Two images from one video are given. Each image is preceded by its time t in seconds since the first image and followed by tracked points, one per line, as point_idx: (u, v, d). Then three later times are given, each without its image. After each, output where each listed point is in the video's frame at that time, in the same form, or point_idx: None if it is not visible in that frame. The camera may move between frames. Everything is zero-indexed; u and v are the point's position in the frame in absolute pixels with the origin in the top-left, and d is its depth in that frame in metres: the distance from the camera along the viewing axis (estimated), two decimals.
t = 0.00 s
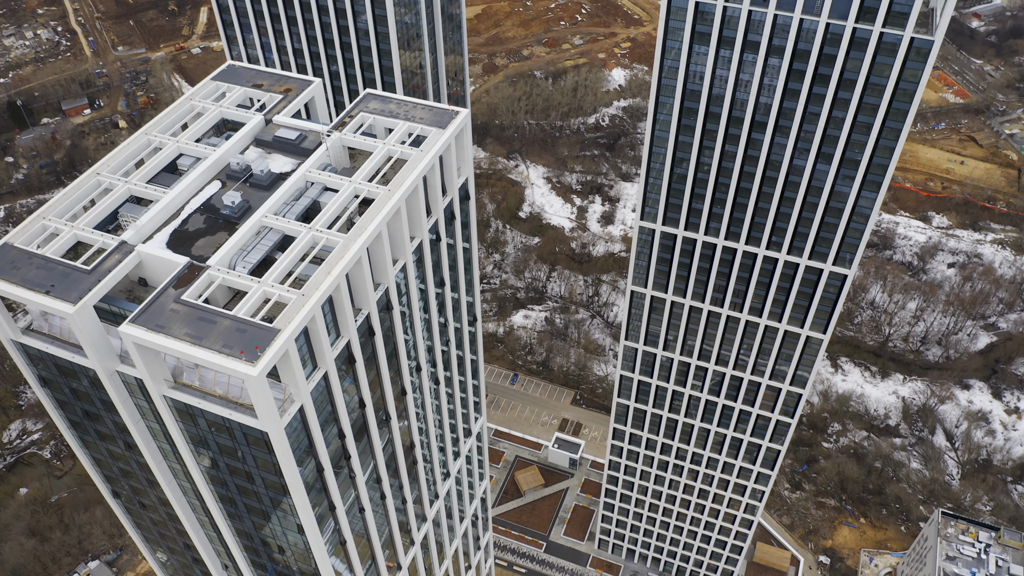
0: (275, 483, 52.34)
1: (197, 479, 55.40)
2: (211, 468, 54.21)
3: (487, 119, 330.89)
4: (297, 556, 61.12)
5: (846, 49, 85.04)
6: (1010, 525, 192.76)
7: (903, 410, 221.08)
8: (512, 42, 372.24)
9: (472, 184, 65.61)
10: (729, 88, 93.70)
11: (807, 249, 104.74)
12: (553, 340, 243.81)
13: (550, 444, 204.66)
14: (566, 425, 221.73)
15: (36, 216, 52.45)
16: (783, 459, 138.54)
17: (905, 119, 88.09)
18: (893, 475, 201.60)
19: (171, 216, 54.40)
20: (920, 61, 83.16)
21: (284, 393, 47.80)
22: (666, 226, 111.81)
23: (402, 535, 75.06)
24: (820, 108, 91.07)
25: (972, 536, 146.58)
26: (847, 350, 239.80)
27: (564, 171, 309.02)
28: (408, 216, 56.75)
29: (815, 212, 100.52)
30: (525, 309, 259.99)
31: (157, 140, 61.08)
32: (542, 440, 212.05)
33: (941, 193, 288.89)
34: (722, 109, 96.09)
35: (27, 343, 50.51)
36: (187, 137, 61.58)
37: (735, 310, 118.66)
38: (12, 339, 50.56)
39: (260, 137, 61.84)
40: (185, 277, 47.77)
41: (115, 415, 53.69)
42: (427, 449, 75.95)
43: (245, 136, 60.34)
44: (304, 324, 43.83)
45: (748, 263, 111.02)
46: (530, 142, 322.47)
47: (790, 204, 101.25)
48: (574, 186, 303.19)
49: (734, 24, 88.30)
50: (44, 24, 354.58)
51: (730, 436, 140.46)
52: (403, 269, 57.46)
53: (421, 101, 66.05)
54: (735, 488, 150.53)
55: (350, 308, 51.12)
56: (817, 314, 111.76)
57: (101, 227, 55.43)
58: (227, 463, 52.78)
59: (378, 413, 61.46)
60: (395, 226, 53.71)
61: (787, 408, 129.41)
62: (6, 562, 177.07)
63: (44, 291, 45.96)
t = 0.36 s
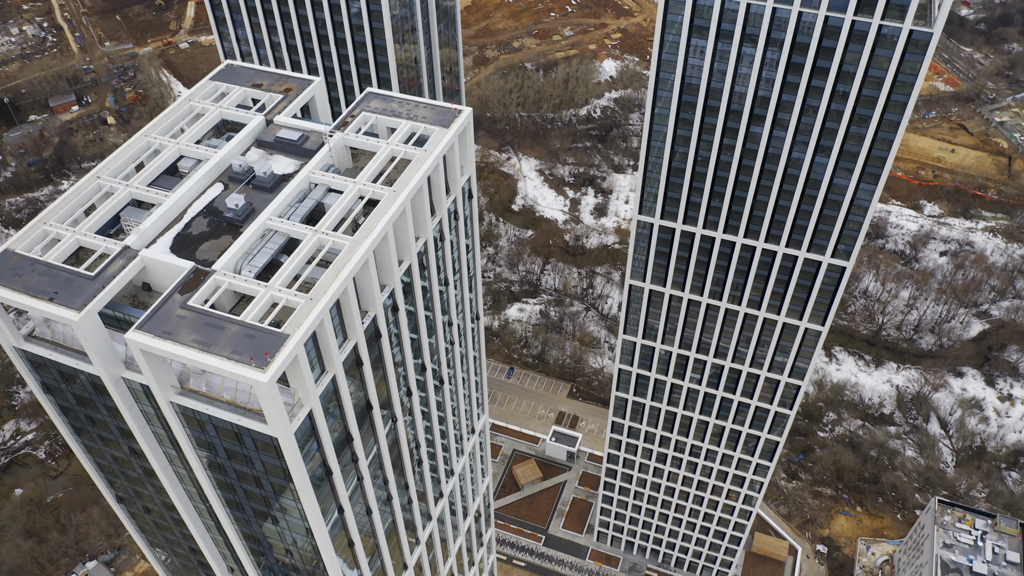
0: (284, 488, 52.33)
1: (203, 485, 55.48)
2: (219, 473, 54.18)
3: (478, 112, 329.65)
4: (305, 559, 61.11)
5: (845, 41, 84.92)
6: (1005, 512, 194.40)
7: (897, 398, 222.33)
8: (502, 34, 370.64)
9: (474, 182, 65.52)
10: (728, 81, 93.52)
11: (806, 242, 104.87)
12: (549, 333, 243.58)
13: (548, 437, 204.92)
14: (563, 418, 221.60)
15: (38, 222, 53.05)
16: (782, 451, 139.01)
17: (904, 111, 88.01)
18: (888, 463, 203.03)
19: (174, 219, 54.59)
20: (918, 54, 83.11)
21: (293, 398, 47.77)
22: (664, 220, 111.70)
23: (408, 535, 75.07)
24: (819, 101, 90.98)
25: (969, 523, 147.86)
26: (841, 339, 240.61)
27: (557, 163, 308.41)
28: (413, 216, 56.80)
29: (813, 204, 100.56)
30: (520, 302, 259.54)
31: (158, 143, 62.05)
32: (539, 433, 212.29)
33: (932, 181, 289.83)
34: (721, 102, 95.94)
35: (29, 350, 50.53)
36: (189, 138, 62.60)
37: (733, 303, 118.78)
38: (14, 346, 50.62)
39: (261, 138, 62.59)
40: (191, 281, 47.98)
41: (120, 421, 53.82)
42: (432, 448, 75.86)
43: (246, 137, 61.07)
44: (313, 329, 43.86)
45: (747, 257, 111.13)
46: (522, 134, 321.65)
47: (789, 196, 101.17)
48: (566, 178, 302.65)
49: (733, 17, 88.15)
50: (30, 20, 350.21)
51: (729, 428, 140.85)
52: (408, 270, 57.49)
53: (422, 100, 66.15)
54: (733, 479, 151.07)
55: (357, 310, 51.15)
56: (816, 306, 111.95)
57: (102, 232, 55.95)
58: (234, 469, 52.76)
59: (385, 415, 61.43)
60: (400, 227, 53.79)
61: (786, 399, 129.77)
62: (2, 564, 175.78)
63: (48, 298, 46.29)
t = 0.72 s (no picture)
0: (294, 493, 52.47)
1: (210, 489, 55.62)
2: (227, 478, 54.30)
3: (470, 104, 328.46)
4: (314, 563, 61.11)
5: (844, 34, 84.83)
6: (999, 499, 196.09)
7: (891, 386, 223.60)
8: (492, 26, 369.12)
9: (478, 180, 65.50)
10: (726, 74, 93.38)
11: (804, 234, 105.00)
12: (544, 326, 243.39)
13: (545, 431, 205.35)
14: (559, 411, 221.41)
15: (39, 228, 52.84)
16: (780, 442, 139.47)
17: (903, 103, 88.01)
18: (883, 451, 204.44)
19: (177, 223, 55.17)
20: (917, 46, 83.13)
21: (303, 402, 47.89)
22: (663, 214, 111.59)
23: (414, 535, 75.05)
24: (818, 93, 90.91)
25: (965, 511, 149.23)
26: (835, 329, 241.40)
27: (549, 155, 307.78)
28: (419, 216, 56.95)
29: (812, 197, 100.63)
30: (514, 295, 259.21)
31: (158, 145, 61.95)
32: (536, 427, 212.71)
33: (923, 170, 290.85)
34: (719, 96, 95.79)
35: (33, 357, 50.59)
36: (190, 140, 62.73)
37: (732, 296, 118.84)
38: (16, 354, 50.60)
39: (263, 139, 62.95)
40: (198, 286, 48.18)
41: (126, 427, 54.03)
42: (437, 446, 75.71)
43: (248, 138, 61.50)
44: (323, 334, 44.00)
45: (746, 250, 111.18)
46: (513, 126, 320.68)
47: (788, 188, 101.14)
48: (558, 170, 302.08)
49: (731, 11, 88.08)
50: (14, 16, 346.00)
51: (728, 420, 141.26)
52: (414, 270, 57.55)
53: (424, 99, 66.28)
54: (732, 471, 151.65)
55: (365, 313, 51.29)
56: (815, 298, 112.12)
57: (104, 236, 55.81)
58: (243, 474, 52.84)
59: (392, 416, 61.39)
60: (406, 228, 53.98)
61: (784, 391, 130.11)
62: None
63: (53, 305, 46.29)
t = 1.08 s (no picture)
0: (304, 497, 52.80)
1: (219, 494, 55.94)
2: (235, 483, 54.61)
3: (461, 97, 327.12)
4: (324, 565, 61.48)
5: (843, 26, 84.73)
6: (994, 485, 197.67)
7: (885, 374, 224.91)
8: (482, 17, 367.47)
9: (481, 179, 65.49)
10: (725, 68, 93.18)
11: (803, 227, 105.15)
12: (539, 319, 243.24)
13: (542, 424, 205.71)
14: (556, 404, 221.28)
15: (42, 234, 52.78)
16: (779, 433, 139.93)
17: (901, 95, 87.97)
18: (879, 440, 205.82)
19: (182, 227, 55.15)
20: (916, 38, 83.08)
21: (313, 407, 48.12)
22: (662, 208, 111.58)
23: (421, 535, 75.26)
24: (817, 86, 90.84)
25: (961, 498, 150.33)
26: (829, 318, 242.33)
27: (541, 147, 307.09)
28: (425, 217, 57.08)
29: (811, 189, 100.63)
30: (509, 289, 258.98)
31: (159, 148, 61.87)
32: (533, 420, 212.98)
33: (914, 158, 291.90)
34: (718, 89, 95.62)
35: (38, 364, 50.69)
36: (191, 143, 62.68)
37: (730, 289, 119.00)
38: (21, 361, 50.64)
39: (266, 140, 62.94)
40: (205, 292, 48.34)
41: (134, 433, 54.36)
42: (442, 445, 75.70)
43: (251, 140, 61.49)
44: (333, 338, 44.20)
45: (745, 242, 111.23)
46: (505, 119, 319.69)
47: (786, 181, 101.19)
48: (551, 162, 301.46)
49: (730, 4, 87.83)
50: None
51: (726, 412, 141.67)
52: (421, 271, 57.62)
53: (427, 98, 66.29)
54: (730, 462, 152.26)
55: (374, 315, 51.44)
56: (813, 290, 112.31)
57: (107, 241, 55.75)
58: (253, 479, 53.20)
59: (400, 417, 61.53)
60: (413, 229, 54.09)
61: (783, 382, 130.48)
62: None
63: (58, 313, 46.26)
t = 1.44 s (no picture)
0: (314, 501, 53.15)
1: (227, 501, 56.16)
2: (244, 489, 54.92)
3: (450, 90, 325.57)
4: (333, 569, 61.76)
5: (840, 18, 84.76)
6: (987, 470, 199.55)
7: (877, 362, 226.36)
8: (469, 10, 365.55)
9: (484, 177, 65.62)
10: (722, 61, 93.04)
11: (800, 219, 105.37)
12: (532, 312, 242.95)
13: (538, 418, 205.73)
14: (551, 397, 221.15)
15: (43, 242, 52.97)
16: (777, 423, 140.46)
17: (898, 86, 88.12)
18: (873, 427, 207.44)
19: (185, 231, 55.39)
20: (913, 29, 83.26)
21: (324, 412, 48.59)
22: (658, 201, 111.56)
23: (427, 535, 75.42)
24: (814, 78, 90.86)
25: (956, 484, 151.76)
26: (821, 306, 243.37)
27: (531, 139, 306.14)
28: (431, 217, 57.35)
29: (808, 181, 100.72)
30: (502, 282, 258.61)
31: (159, 152, 62.02)
32: (529, 414, 212.96)
33: (903, 145, 292.89)
34: (715, 82, 95.48)
35: (41, 372, 50.98)
36: (191, 146, 62.83)
37: (728, 281, 119.19)
38: (25, 369, 50.93)
39: (267, 142, 63.15)
40: (213, 298, 48.70)
41: (141, 441, 54.72)
42: (447, 445, 75.72)
43: (251, 142, 61.74)
44: (343, 344, 44.67)
45: (742, 235, 111.30)
46: (495, 111, 318.57)
47: (783, 174, 101.31)
48: (541, 154, 300.63)
49: None
50: None
51: (724, 403, 142.06)
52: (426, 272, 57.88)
53: (429, 97, 66.43)
54: (728, 453, 152.79)
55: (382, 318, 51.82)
56: (810, 281, 112.59)
57: (109, 247, 55.93)
58: (262, 484, 53.55)
59: (407, 419, 61.73)
60: (419, 230, 54.43)
61: (780, 373, 130.87)
62: None
63: (64, 322, 46.56)
